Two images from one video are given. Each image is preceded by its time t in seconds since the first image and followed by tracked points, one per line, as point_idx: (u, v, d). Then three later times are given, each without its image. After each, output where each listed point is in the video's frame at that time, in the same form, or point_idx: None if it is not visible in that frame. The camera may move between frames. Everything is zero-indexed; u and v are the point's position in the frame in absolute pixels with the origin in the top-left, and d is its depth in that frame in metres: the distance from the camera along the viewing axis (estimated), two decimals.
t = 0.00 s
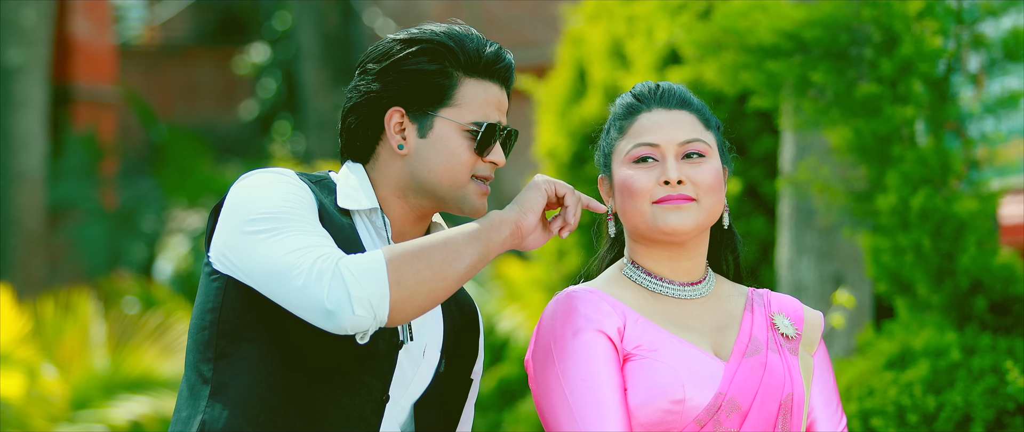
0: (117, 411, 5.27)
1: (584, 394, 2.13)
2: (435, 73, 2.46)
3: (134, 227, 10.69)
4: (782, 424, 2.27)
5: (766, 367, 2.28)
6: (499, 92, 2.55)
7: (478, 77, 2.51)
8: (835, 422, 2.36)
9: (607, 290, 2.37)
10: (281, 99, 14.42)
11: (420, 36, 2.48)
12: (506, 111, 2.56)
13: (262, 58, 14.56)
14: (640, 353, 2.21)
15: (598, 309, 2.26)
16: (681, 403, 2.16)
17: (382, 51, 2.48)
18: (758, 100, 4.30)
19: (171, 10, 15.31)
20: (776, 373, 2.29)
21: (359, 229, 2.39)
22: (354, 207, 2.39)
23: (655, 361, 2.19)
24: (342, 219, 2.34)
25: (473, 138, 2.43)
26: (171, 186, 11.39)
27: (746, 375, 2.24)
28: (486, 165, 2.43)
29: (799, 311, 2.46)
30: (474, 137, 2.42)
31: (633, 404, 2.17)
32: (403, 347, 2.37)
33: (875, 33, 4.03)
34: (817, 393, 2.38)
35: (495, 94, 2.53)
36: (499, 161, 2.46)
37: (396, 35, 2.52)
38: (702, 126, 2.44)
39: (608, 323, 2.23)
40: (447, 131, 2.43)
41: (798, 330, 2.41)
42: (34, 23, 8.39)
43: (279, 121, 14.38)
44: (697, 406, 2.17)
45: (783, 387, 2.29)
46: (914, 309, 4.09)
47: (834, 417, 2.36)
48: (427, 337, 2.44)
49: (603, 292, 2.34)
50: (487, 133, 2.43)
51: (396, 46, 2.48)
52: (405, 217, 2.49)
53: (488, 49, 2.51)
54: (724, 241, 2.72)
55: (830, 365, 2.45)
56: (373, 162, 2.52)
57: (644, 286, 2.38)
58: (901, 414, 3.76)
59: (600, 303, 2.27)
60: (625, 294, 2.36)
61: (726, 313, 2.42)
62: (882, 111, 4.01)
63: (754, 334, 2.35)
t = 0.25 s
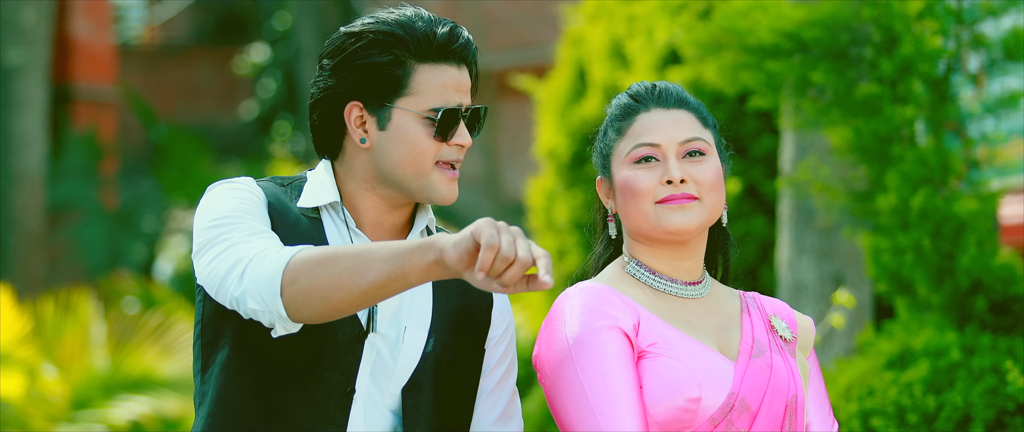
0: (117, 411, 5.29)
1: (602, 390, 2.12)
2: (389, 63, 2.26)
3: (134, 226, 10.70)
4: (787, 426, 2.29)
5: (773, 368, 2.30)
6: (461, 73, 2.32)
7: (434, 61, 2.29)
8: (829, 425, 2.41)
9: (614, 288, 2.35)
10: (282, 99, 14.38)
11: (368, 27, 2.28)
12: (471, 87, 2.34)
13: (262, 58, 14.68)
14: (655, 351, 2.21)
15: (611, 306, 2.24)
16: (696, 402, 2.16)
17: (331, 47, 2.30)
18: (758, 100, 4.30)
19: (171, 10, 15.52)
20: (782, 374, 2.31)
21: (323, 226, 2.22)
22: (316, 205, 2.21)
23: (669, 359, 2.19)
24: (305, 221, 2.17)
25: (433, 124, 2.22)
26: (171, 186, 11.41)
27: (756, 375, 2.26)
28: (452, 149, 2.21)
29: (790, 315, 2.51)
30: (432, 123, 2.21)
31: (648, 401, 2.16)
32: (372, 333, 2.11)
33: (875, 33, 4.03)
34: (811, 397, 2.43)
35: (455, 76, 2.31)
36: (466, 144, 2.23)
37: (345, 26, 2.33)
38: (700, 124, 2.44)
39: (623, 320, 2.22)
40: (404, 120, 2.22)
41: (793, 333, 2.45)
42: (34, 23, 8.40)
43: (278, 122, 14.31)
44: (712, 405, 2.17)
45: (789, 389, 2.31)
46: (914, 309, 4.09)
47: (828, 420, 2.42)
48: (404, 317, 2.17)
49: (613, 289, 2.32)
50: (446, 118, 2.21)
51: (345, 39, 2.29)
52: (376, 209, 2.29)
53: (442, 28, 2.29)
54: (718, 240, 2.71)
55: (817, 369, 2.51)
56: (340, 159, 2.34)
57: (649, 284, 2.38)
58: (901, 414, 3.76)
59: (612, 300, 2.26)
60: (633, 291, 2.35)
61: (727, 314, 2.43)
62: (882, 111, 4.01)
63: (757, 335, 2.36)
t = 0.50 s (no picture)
0: (117, 411, 5.30)
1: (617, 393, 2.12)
2: (354, 69, 2.37)
3: (134, 226, 10.69)
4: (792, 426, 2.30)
5: (779, 369, 2.31)
6: (427, 73, 2.41)
7: (398, 65, 2.38)
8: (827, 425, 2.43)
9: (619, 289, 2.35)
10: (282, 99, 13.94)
11: (331, 34, 2.37)
12: (439, 88, 2.43)
13: (263, 59, 14.56)
14: (667, 351, 2.21)
15: (621, 306, 2.24)
16: (710, 402, 2.16)
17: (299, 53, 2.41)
18: (758, 100, 4.30)
19: (171, 10, 15.38)
20: (787, 376, 2.32)
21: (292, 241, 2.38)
22: (288, 217, 2.38)
23: (681, 360, 2.19)
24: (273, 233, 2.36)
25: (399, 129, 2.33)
26: (171, 186, 11.46)
27: (764, 376, 2.26)
28: (420, 152, 2.33)
29: (784, 316, 2.52)
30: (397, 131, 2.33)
31: (662, 402, 2.16)
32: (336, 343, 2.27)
33: (875, 33, 4.03)
34: (810, 396, 2.44)
35: (420, 77, 2.40)
36: (433, 146, 2.35)
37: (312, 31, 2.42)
38: (707, 122, 2.44)
39: (636, 320, 2.21)
40: (371, 128, 2.35)
41: (791, 334, 2.46)
42: (34, 23, 8.40)
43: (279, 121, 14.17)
44: (725, 406, 2.17)
45: (794, 389, 2.32)
46: (914, 309, 4.09)
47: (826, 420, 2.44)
48: (380, 318, 2.32)
49: (621, 289, 2.32)
50: (410, 123, 2.32)
51: (311, 47, 2.39)
52: (351, 218, 2.43)
53: (405, 31, 2.37)
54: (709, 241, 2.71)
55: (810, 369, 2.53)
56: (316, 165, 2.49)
57: (654, 285, 2.37)
58: (901, 414, 3.76)
59: (621, 301, 2.26)
60: (640, 292, 2.34)
61: (726, 314, 2.43)
62: (882, 111, 4.01)
63: (760, 336, 2.37)
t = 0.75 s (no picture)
0: (117, 411, 5.29)
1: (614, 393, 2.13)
2: (322, 82, 2.58)
3: (134, 226, 10.69)
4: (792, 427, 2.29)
5: (780, 371, 2.30)
6: (396, 78, 2.60)
7: (364, 73, 2.58)
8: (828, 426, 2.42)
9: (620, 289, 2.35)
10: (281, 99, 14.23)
11: (295, 51, 2.59)
12: (410, 90, 2.61)
13: (263, 59, 14.66)
14: (666, 352, 2.21)
15: (620, 308, 2.24)
16: (709, 403, 2.15)
17: (271, 74, 2.65)
18: (758, 100, 4.30)
19: (171, 10, 15.13)
20: (788, 377, 2.31)
21: (281, 257, 2.63)
22: (279, 233, 2.63)
23: (680, 360, 2.19)
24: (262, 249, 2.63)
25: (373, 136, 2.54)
26: (171, 186, 11.45)
27: (764, 377, 2.25)
28: (398, 154, 2.54)
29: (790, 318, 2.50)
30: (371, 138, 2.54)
31: (661, 402, 2.16)
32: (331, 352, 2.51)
33: (875, 33, 4.02)
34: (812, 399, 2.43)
35: (388, 80, 2.59)
36: (408, 148, 2.55)
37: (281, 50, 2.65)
38: (711, 122, 2.44)
39: (634, 320, 2.22)
40: (349, 136, 2.57)
41: (795, 336, 2.44)
42: (34, 23, 8.39)
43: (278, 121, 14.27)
44: (723, 407, 2.17)
45: (795, 391, 2.31)
46: (914, 309, 4.09)
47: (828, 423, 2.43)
48: (378, 323, 2.54)
49: (620, 290, 2.32)
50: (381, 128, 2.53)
51: (279, 66, 2.62)
52: (343, 230, 2.66)
53: (366, 38, 2.57)
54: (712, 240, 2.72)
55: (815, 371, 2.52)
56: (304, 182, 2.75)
57: (655, 285, 2.37)
58: (901, 414, 3.76)
59: (620, 302, 2.26)
60: (639, 293, 2.35)
61: (730, 315, 2.42)
62: (882, 111, 4.01)
63: (762, 338, 2.36)
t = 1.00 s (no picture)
0: (117, 411, 5.29)
1: (598, 393, 2.15)
2: (332, 85, 2.54)
3: (134, 226, 10.69)
4: (791, 425, 2.27)
5: (777, 369, 2.27)
6: (402, 76, 2.56)
7: (372, 74, 2.53)
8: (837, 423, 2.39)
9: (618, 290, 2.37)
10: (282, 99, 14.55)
11: (304, 57, 2.55)
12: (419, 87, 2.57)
13: (263, 58, 14.72)
14: (654, 352, 2.22)
15: (610, 309, 2.26)
16: (695, 402, 2.16)
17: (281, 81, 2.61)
18: (758, 100, 4.30)
19: (171, 10, 15.17)
20: (787, 375, 2.28)
21: (313, 261, 2.60)
22: (306, 239, 2.60)
23: (667, 361, 2.19)
24: (285, 260, 2.60)
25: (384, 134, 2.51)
26: (171, 186, 11.46)
27: (758, 376, 2.23)
28: (412, 151, 2.50)
29: (802, 313, 2.45)
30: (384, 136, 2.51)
31: (646, 402, 2.18)
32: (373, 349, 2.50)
33: (875, 33, 4.02)
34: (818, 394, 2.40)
35: (393, 79, 2.55)
36: (421, 144, 2.51)
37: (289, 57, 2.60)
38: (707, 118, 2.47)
39: (621, 321, 2.23)
40: (360, 137, 2.53)
41: (804, 332, 2.40)
42: (34, 23, 8.39)
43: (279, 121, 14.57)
44: (711, 405, 2.16)
45: (793, 388, 2.28)
46: (914, 309, 4.09)
47: (836, 418, 2.39)
48: (420, 316, 2.55)
49: (615, 291, 2.33)
50: (394, 127, 2.49)
51: (289, 73, 2.58)
52: (371, 228, 2.63)
53: (371, 39, 2.53)
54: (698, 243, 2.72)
55: (831, 366, 2.45)
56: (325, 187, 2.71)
57: (655, 284, 2.37)
58: (901, 414, 3.76)
59: (612, 303, 2.27)
60: (637, 292, 2.36)
61: (734, 312, 2.40)
62: (882, 111, 4.01)
63: (764, 335, 2.33)
